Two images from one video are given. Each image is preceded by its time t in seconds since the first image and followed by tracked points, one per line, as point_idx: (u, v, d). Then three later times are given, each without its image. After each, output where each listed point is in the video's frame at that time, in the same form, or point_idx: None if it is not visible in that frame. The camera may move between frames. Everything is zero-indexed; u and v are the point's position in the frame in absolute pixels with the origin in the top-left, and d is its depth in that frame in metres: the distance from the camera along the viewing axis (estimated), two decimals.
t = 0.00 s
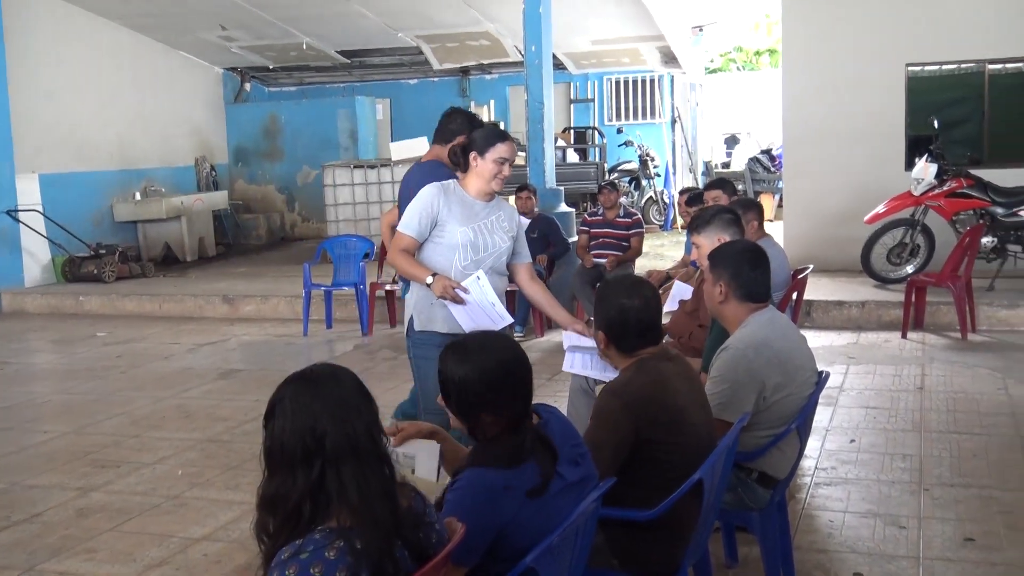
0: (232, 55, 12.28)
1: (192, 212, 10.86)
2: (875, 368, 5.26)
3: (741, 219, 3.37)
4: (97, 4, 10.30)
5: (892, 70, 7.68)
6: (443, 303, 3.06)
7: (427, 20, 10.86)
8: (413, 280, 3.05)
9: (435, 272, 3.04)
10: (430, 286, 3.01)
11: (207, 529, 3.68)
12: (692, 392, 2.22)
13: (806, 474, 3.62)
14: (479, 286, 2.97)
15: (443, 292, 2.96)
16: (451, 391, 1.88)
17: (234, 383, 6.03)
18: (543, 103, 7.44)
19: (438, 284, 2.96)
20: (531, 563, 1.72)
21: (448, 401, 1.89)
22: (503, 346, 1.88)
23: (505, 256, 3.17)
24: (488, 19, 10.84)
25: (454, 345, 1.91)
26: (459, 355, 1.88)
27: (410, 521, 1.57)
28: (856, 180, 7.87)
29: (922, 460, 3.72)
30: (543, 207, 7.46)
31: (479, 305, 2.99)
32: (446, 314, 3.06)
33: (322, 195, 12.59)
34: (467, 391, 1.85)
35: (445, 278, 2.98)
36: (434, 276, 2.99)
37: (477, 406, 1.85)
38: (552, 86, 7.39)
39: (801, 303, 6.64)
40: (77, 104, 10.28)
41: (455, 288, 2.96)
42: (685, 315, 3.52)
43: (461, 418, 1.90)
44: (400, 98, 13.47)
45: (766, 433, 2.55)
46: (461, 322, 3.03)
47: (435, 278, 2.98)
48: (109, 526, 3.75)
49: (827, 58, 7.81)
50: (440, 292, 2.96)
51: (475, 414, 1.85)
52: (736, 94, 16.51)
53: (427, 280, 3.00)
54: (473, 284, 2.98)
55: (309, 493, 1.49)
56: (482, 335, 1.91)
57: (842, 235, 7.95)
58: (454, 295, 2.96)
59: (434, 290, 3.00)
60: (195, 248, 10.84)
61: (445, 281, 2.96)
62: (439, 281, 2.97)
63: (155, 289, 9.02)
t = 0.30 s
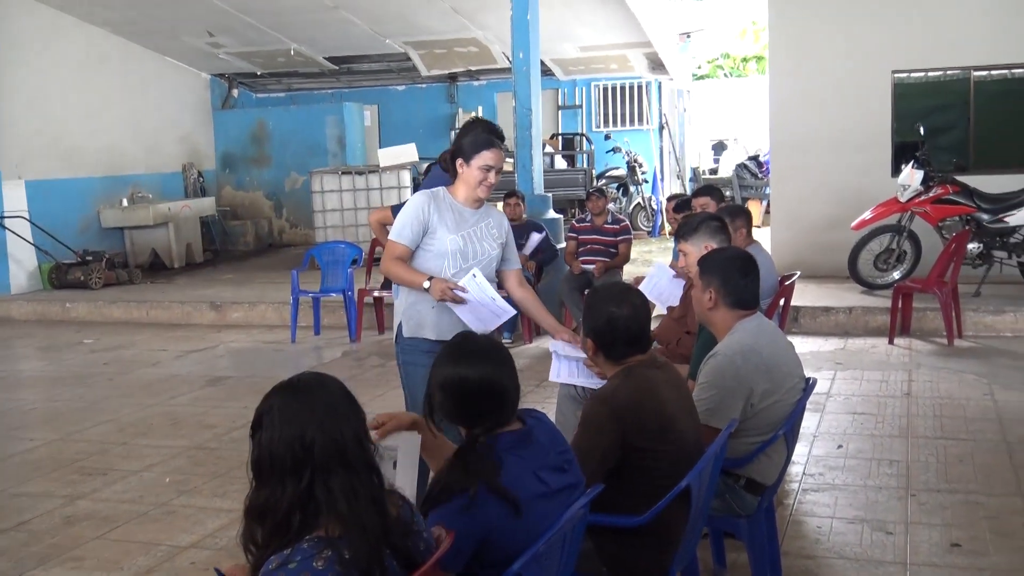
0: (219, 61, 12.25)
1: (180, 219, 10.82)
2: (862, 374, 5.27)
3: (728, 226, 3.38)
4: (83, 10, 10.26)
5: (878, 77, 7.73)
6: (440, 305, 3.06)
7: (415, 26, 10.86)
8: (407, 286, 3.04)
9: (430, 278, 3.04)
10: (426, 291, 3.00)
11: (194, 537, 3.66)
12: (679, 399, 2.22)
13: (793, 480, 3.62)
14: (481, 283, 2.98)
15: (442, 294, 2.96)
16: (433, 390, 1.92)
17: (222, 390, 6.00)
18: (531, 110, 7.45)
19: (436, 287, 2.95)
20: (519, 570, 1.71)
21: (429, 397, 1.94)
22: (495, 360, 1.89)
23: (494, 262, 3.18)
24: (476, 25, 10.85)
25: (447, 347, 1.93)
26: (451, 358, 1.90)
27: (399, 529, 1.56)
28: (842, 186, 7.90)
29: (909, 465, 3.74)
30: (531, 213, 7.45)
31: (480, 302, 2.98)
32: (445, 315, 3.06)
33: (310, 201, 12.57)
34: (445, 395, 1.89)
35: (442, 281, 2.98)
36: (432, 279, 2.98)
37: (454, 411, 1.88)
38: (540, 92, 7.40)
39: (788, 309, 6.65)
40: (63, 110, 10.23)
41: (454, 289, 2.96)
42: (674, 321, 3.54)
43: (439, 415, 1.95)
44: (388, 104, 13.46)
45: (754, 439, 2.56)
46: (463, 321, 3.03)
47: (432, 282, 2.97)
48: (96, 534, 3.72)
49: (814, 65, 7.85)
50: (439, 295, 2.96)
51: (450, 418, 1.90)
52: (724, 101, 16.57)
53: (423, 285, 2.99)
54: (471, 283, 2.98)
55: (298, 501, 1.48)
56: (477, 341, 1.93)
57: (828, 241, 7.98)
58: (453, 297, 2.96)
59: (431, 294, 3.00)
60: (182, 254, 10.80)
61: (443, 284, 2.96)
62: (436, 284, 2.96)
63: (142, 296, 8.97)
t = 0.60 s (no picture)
0: (210, 66, 12.23)
1: (170, 224, 10.79)
2: (852, 381, 5.29)
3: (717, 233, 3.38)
4: (74, 14, 10.24)
5: (867, 85, 7.76)
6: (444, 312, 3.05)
7: (406, 32, 10.86)
8: (408, 298, 3.01)
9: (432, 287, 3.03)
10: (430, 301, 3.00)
11: (185, 543, 3.65)
12: (668, 406, 2.22)
13: (783, 486, 3.63)
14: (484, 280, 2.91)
15: (449, 302, 2.96)
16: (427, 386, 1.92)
17: (213, 396, 5.98)
18: (522, 116, 7.46)
19: (442, 296, 2.96)
20: None
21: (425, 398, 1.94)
22: (493, 364, 1.89)
23: (486, 263, 3.20)
24: (468, 32, 10.86)
25: (444, 351, 1.93)
26: (448, 361, 1.89)
27: (393, 537, 1.56)
28: (833, 192, 7.93)
29: (899, 472, 3.75)
30: (522, 219, 7.46)
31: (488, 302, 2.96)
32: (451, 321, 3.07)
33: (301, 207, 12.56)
34: (438, 394, 1.89)
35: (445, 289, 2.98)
36: (435, 289, 2.98)
37: (444, 411, 1.89)
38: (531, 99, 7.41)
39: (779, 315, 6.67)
40: (53, 115, 10.20)
41: (459, 296, 2.96)
42: (664, 328, 3.54)
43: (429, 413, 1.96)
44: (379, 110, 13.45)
45: (744, 446, 2.57)
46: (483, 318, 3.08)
47: (436, 292, 2.98)
48: (86, 540, 3.70)
49: (804, 72, 7.89)
50: (445, 304, 2.96)
51: (439, 417, 1.90)
52: (714, 107, 16.63)
53: (428, 295, 2.98)
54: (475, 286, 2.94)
55: (293, 509, 1.48)
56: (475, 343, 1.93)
57: (819, 247, 8.01)
58: (460, 304, 2.96)
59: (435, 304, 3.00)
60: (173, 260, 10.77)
61: (448, 292, 2.96)
62: (441, 293, 2.96)
63: (133, 301, 8.94)
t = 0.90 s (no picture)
0: (200, 70, 12.20)
1: (159, 228, 10.75)
2: (840, 385, 5.30)
3: (704, 239, 3.38)
4: (62, 18, 10.20)
5: (855, 90, 7.79)
6: (444, 322, 3.05)
7: (396, 36, 10.86)
8: (414, 314, 2.94)
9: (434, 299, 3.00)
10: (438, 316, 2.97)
11: (173, 549, 3.63)
12: (655, 412, 2.22)
13: (772, 491, 3.63)
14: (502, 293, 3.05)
15: (460, 315, 2.98)
16: (419, 390, 1.91)
17: (202, 401, 5.95)
18: (511, 121, 7.46)
19: (455, 310, 2.95)
20: None
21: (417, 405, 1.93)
22: (484, 369, 1.88)
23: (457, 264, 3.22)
24: (457, 36, 10.86)
25: (436, 357, 1.91)
26: (440, 368, 1.88)
27: (381, 543, 1.55)
28: (821, 198, 7.96)
29: (887, 476, 3.75)
30: (512, 224, 7.45)
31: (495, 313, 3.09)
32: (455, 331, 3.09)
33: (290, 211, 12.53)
34: (430, 400, 1.88)
35: (454, 302, 2.98)
36: (444, 303, 2.96)
37: (435, 416, 1.88)
38: (520, 104, 7.42)
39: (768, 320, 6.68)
40: (41, 119, 10.16)
41: (470, 309, 3.00)
42: (654, 333, 3.55)
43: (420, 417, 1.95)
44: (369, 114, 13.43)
45: (733, 452, 2.57)
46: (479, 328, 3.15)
47: (446, 306, 2.96)
48: (74, 546, 3.68)
49: (794, 79, 7.92)
50: (457, 318, 2.97)
51: (430, 422, 1.89)
52: (704, 112, 16.67)
53: (437, 310, 2.95)
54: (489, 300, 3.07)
55: (281, 517, 1.47)
56: (466, 349, 1.92)
57: (808, 252, 8.03)
58: (471, 317, 3.00)
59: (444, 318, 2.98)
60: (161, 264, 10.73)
61: (459, 306, 2.97)
62: (453, 308, 2.96)
63: (121, 306, 8.90)
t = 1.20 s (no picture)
0: (192, 75, 12.18)
1: (151, 233, 10.73)
2: (833, 392, 5.30)
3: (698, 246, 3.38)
4: (54, 22, 10.18)
5: (848, 97, 7.82)
6: (431, 323, 3.11)
7: (389, 42, 10.86)
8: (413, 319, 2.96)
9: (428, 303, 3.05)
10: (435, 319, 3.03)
11: (164, 555, 3.61)
12: (649, 418, 2.22)
13: (764, 497, 3.63)
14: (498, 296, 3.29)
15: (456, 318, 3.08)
16: (416, 395, 1.91)
17: (194, 407, 5.93)
18: (504, 127, 7.47)
19: (455, 313, 3.05)
20: None
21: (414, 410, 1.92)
22: (479, 375, 1.88)
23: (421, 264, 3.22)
24: (450, 42, 10.86)
25: (432, 363, 1.91)
26: (436, 374, 1.88)
27: (376, 551, 1.55)
28: (813, 204, 7.98)
29: (879, 483, 3.76)
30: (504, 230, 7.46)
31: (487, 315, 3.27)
32: (444, 332, 3.17)
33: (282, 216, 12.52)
34: (427, 406, 1.88)
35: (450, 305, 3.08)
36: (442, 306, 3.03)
37: (431, 421, 1.88)
38: (513, 110, 7.42)
39: (760, 326, 6.69)
40: (32, 124, 10.13)
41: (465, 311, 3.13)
42: (646, 340, 3.54)
43: (415, 422, 1.94)
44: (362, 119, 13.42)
45: (725, 459, 2.57)
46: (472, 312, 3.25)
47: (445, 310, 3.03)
48: (64, 552, 3.66)
49: (787, 85, 7.94)
50: (455, 320, 3.07)
51: (427, 426, 1.89)
52: (696, 118, 16.71)
53: (438, 313, 3.01)
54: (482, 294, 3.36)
55: (273, 526, 1.46)
56: (462, 355, 1.92)
57: (800, 257, 8.05)
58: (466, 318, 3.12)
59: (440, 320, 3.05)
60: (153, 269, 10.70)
61: (457, 309, 3.08)
62: (452, 311, 3.06)
63: (113, 310, 8.87)
